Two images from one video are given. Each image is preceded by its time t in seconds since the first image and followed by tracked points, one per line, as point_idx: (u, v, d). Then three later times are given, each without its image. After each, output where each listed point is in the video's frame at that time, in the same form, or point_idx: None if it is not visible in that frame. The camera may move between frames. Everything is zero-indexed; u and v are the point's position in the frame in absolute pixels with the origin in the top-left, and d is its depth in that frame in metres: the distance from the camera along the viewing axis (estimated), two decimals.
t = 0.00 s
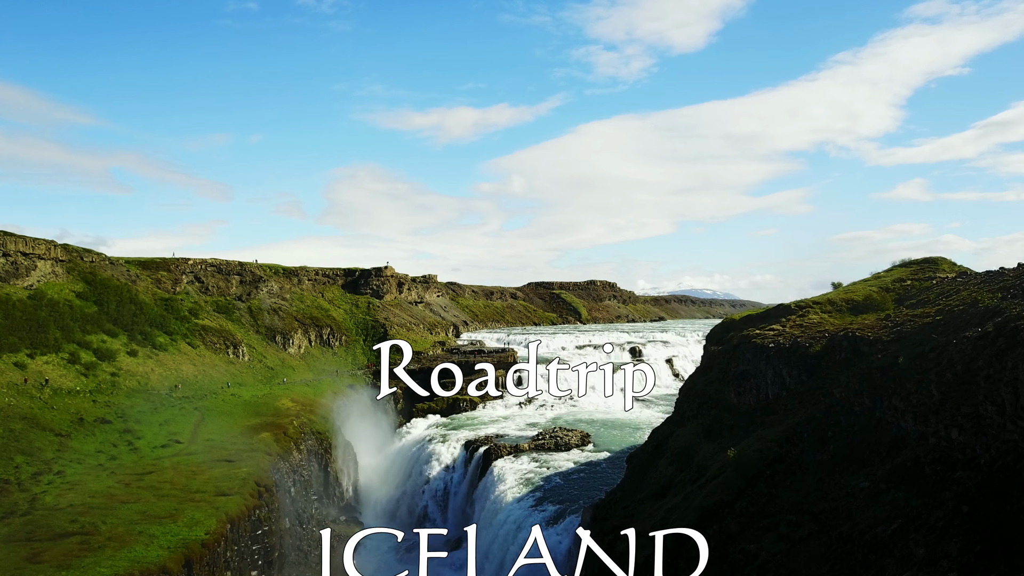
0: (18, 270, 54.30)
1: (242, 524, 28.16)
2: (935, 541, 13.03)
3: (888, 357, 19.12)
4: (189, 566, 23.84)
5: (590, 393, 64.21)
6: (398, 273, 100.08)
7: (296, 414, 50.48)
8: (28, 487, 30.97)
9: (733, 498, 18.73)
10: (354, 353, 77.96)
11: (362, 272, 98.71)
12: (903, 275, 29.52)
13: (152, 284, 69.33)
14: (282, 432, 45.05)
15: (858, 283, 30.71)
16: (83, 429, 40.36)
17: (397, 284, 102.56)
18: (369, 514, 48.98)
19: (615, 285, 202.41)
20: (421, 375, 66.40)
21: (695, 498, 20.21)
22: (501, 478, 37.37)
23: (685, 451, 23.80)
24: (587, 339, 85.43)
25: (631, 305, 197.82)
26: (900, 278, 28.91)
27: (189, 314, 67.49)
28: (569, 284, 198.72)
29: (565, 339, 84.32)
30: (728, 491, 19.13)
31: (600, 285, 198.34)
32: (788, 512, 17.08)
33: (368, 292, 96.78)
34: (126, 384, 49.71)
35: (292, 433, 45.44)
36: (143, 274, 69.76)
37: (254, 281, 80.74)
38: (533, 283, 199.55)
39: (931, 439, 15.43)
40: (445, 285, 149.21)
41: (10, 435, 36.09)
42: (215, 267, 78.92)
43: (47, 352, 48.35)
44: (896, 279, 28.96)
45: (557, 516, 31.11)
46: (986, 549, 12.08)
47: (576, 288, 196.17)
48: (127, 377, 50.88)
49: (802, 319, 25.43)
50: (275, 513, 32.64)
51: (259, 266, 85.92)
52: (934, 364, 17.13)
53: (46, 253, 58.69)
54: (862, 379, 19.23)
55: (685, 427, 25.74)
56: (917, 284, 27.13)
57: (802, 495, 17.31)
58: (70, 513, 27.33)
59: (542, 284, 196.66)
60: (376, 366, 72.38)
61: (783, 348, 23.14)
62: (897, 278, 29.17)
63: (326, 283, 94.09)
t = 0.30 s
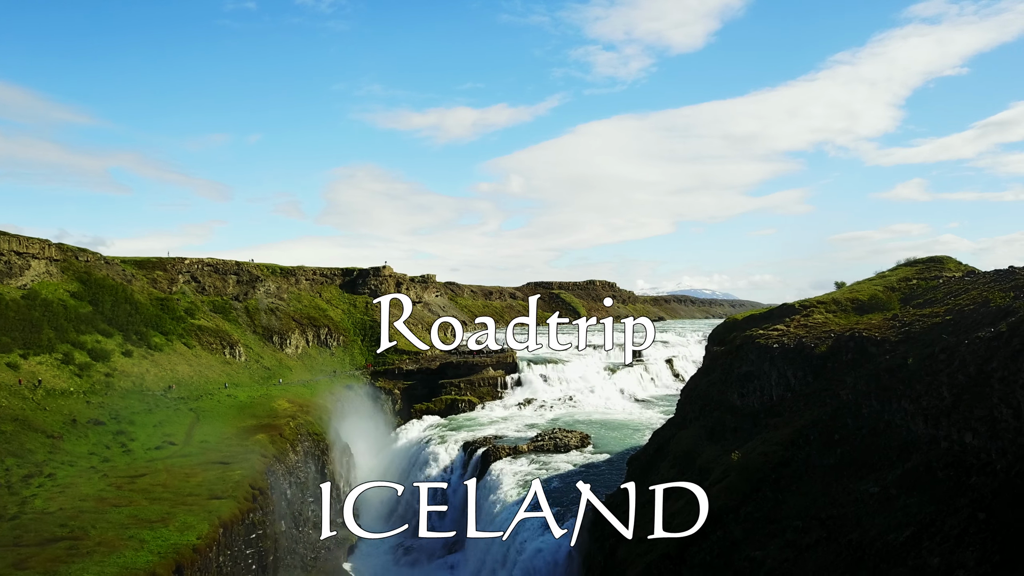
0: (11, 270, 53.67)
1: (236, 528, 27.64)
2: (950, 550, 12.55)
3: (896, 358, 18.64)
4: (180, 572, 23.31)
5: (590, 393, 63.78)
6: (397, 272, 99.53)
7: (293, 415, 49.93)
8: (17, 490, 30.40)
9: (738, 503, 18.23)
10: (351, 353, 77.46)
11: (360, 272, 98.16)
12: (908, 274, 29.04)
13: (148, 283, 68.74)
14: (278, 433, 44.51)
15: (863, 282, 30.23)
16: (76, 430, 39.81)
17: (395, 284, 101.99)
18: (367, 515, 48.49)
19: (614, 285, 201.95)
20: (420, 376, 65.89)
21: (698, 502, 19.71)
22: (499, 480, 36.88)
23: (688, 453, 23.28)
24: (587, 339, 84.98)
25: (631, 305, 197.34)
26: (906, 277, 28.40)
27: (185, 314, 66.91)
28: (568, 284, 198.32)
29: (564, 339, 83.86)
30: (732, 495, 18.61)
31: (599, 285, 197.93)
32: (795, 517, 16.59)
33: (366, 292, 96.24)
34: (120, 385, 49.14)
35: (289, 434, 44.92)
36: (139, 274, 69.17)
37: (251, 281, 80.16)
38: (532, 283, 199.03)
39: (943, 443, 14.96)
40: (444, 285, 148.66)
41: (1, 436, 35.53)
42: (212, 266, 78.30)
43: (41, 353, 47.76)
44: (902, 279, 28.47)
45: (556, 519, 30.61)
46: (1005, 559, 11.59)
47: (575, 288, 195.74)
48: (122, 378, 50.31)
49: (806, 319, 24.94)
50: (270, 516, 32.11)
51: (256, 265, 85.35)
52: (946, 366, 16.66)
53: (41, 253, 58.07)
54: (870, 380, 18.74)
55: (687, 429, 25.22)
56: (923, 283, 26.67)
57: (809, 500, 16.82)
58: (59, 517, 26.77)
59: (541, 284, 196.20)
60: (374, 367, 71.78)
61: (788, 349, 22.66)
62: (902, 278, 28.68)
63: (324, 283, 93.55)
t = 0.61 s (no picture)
0: (4, 269, 53.03)
1: (229, 533, 27.09)
2: (966, 560, 12.04)
3: (905, 359, 18.13)
4: None
5: (590, 394, 63.28)
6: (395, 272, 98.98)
7: (289, 416, 49.34)
8: (7, 493, 29.83)
9: (743, 508, 17.73)
10: (349, 353, 76.91)
11: (358, 272, 97.59)
12: (914, 273, 28.52)
13: (143, 283, 68.13)
14: (274, 435, 43.96)
15: (867, 281, 29.74)
16: (68, 432, 39.24)
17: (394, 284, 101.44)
18: (364, 518, 47.99)
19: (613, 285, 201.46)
20: (418, 376, 65.34)
21: (701, 506, 19.20)
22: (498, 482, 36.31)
23: (690, 457, 22.78)
24: (586, 339, 84.49)
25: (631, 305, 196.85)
26: (912, 276, 27.89)
27: (181, 313, 66.31)
28: (568, 284, 197.86)
29: (564, 339, 83.35)
30: (737, 500, 18.11)
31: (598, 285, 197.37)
32: (801, 524, 16.08)
33: (364, 292, 95.67)
34: (115, 386, 48.60)
35: (285, 436, 44.36)
36: (134, 274, 68.60)
37: (248, 280, 79.53)
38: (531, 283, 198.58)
39: (956, 448, 14.47)
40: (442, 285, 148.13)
41: None
42: (209, 266, 77.68)
43: (34, 353, 47.16)
44: (908, 278, 27.93)
45: (556, 522, 30.06)
46: None
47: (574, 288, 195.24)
48: (116, 378, 49.71)
49: (811, 319, 24.43)
50: (264, 520, 31.56)
51: (253, 265, 84.76)
52: (957, 368, 16.17)
53: (35, 252, 57.44)
54: (878, 382, 18.24)
55: (689, 432, 24.74)
56: (930, 282, 26.15)
57: (816, 506, 16.32)
58: (48, 521, 26.18)
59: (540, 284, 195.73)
60: (372, 367, 71.17)
61: (792, 350, 22.16)
62: (908, 277, 28.17)
63: (322, 282, 92.97)
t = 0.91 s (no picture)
0: None
1: (221, 537, 26.58)
2: (985, 571, 11.53)
3: (915, 360, 17.63)
4: None
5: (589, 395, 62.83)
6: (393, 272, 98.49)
7: (286, 418, 48.74)
8: None
9: (747, 514, 17.22)
10: (347, 353, 76.36)
11: (356, 272, 97.08)
12: (919, 272, 28.06)
13: (139, 283, 67.58)
14: (271, 436, 43.43)
15: (872, 281, 29.27)
16: (61, 434, 38.65)
17: (392, 284, 100.99)
18: (362, 520, 47.38)
19: (613, 285, 201.08)
20: (416, 376, 64.90)
21: (705, 511, 18.70)
22: (497, 484, 35.83)
23: (693, 460, 22.27)
24: (586, 339, 84.09)
25: (630, 305, 196.41)
26: (918, 275, 27.42)
27: (177, 313, 65.77)
28: (567, 284, 197.44)
29: (563, 338, 82.92)
30: (742, 505, 17.62)
31: (597, 285, 197.04)
32: (809, 530, 15.59)
33: (362, 292, 95.16)
34: (110, 387, 48.04)
35: (281, 437, 43.84)
36: (130, 274, 68.03)
37: (246, 280, 79.01)
38: (531, 283, 198.05)
39: (970, 452, 13.97)
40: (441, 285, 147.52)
41: None
42: (205, 266, 77.18)
43: (28, 354, 46.55)
44: (913, 277, 27.48)
45: (555, 526, 29.59)
46: None
47: (573, 288, 194.71)
48: (111, 379, 49.15)
49: (816, 319, 23.94)
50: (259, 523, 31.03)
51: (251, 264, 84.20)
52: (970, 370, 15.67)
53: (29, 251, 56.91)
54: (886, 384, 17.74)
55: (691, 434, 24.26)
56: (936, 281, 25.67)
57: (823, 511, 15.83)
58: (36, 525, 25.65)
59: (540, 284, 195.21)
60: (370, 367, 70.60)
61: (797, 350, 21.67)
62: (913, 276, 27.70)
63: (320, 282, 92.42)
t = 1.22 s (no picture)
0: None
1: (214, 542, 26.04)
2: None
3: (924, 360, 17.15)
4: None
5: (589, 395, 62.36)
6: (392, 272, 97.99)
7: (283, 419, 48.11)
8: None
9: (753, 519, 16.71)
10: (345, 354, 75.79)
11: (354, 271, 96.52)
12: (925, 271, 27.57)
13: (135, 283, 66.99)
14: (266, 438, 42.84)
15: (877, 280, 28.78)
16: (53, 435, 38.04)
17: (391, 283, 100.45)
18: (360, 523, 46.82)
19: (612, 285, 200.64)
20: (414, 377, 64.34)
21: (709, 516, 18.16)
22: (496, 486, 35.33)
23: (696, 463, 21.75)
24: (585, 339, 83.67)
25: (630, 305, 196.04)
26: (924, 274, 26.91)
27: (173, 314, 65.18)
28: (566, 284, 197.08)
29: (562, 339, 82.48)
30: (748, 511, 17.08)
31: (597, 285, 196.63)
32: (817, 537, 15.10)
33: (360, 291, 94.59)
34: (105, 388, 47.46)
35: (277, 438, 43.26)
36: (126, 273, 67.42)
37: (243, 280, 78.46)
38: (530, 283, 197.62)
39: (985, 457, 13.48)
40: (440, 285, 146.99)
41: None
42: (202, 266, 76.63)
43: (20, 354, 45.90)
44: (919, 276, 26.99)
45: (554, 529, 29.06)
46: None
47: (573, 287, 194.26)
48: (105, 380, 48.56)
49: (821, 319, 23.41)
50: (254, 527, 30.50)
51: (248, 264, 83.63)
52: (984, 371, 15.18)
53: (23, 250, 56.33)
54: (895, 385, 17.24)
55: (694, 436, 23.73)
56: (943, 281, 25.18)
57: (832, 517, 15.35)
58: (25, 530, 25.09)
59: (539, 284, 194.79)
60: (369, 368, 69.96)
61: (803, 351, 21.16)
62: (919, 275, 27.21)
63: (317, 282, 91.85)
